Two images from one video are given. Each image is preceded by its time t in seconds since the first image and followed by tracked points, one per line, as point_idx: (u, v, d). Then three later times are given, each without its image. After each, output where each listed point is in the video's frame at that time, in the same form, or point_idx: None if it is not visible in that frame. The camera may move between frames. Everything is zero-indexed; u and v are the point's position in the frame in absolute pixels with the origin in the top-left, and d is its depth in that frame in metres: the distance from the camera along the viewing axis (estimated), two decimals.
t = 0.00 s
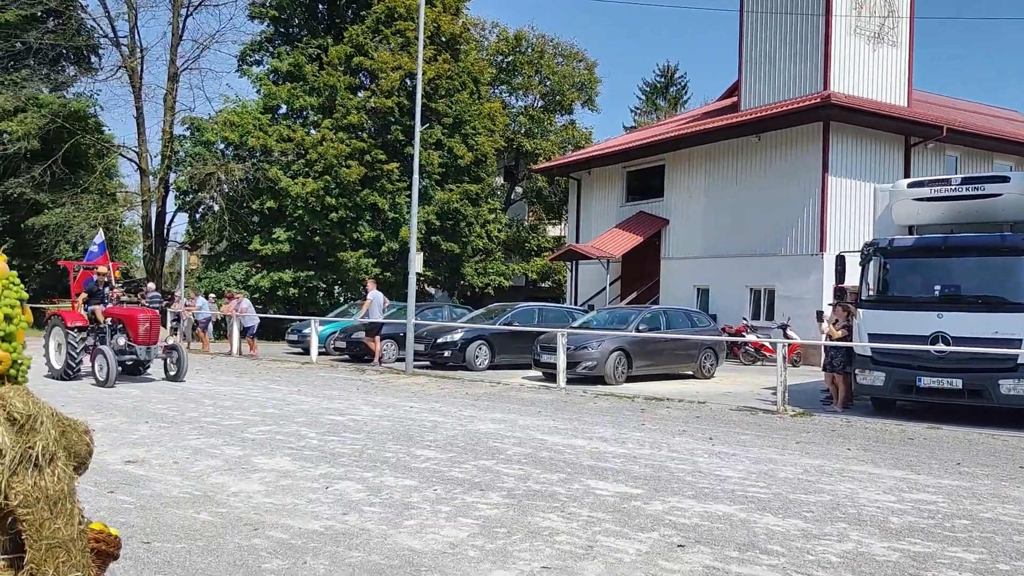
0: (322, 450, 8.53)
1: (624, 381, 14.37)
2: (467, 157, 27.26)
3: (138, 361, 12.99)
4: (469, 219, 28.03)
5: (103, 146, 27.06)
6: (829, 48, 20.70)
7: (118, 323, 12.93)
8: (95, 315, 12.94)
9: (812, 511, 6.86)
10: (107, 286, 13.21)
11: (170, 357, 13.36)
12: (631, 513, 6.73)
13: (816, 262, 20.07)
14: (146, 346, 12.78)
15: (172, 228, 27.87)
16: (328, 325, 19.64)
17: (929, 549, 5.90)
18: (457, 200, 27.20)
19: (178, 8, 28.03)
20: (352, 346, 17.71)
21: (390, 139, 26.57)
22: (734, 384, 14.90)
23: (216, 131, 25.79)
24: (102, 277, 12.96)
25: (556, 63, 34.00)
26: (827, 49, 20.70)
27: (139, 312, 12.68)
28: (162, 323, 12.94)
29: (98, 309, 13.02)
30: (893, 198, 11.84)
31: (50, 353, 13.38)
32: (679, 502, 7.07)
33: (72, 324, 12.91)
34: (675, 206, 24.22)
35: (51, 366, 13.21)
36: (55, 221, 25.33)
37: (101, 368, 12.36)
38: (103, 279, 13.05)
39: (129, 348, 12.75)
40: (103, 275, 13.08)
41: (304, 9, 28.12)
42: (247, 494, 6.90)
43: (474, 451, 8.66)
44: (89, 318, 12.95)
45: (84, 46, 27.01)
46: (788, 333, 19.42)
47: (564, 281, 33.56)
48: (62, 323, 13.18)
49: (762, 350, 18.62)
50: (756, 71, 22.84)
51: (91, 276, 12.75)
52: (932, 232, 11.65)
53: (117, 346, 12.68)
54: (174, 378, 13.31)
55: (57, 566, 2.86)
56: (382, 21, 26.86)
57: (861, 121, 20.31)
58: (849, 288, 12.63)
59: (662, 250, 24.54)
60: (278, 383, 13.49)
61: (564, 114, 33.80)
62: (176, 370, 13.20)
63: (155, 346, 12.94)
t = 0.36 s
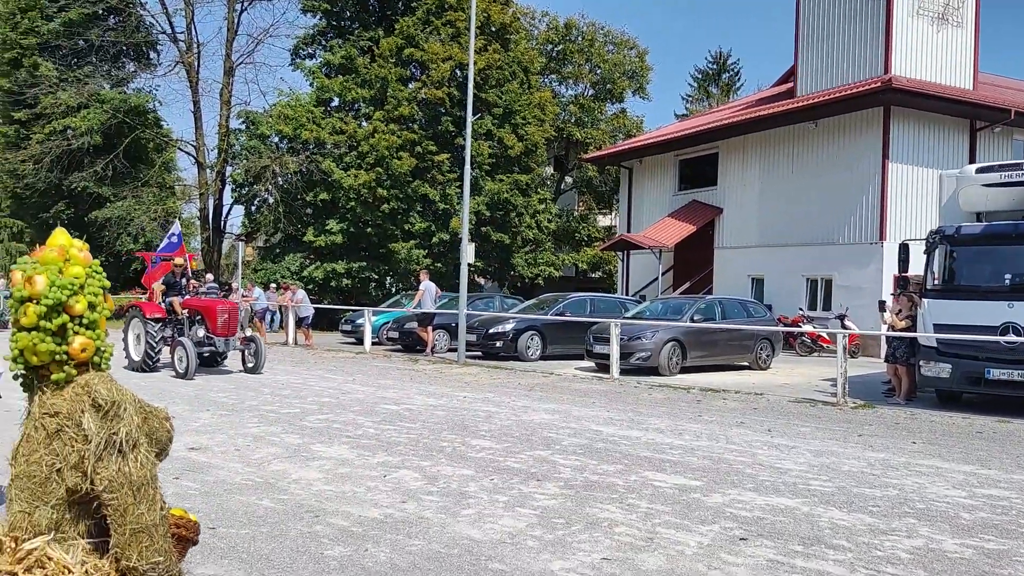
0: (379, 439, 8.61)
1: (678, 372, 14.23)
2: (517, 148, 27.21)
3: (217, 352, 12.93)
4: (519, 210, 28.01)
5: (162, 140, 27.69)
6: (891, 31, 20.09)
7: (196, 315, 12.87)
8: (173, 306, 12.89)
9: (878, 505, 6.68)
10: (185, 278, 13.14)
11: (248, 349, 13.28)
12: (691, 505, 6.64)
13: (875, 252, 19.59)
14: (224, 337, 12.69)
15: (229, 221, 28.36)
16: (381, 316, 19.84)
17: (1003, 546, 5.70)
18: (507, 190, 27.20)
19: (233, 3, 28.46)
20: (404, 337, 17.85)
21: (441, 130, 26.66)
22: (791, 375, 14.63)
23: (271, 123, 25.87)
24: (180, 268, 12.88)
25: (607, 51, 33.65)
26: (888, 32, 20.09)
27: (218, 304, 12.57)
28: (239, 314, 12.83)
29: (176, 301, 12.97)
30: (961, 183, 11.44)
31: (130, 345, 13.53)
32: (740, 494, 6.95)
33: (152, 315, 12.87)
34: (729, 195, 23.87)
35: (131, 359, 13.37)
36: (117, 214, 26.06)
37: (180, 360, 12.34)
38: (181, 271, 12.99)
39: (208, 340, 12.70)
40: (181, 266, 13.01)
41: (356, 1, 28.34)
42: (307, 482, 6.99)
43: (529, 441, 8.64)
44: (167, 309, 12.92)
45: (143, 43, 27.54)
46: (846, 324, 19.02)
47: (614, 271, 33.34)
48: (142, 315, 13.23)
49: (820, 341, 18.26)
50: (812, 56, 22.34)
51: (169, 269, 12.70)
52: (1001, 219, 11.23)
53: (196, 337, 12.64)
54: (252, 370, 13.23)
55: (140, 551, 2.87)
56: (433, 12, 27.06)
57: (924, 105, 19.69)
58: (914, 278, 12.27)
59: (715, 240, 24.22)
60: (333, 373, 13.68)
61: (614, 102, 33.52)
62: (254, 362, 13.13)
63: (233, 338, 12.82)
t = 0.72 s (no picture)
0: (426, 427, 8.67)
1: (725, 363, 14.08)
2: (560, 137, 27.12)
3: (284, 344, 12.81)
4: (563, 199, 27.93)
5: (210, 133, 28.18)
6: (946, 13, 19.47)
7: (264, 306, 12.77)
8: (239, 297, 12.75)
9: (935, 499, 6.52)
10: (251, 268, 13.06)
11: (315, 341, 13.14)
12: (741, 496, 6.56)
13: (929, 240, 19.11)
14: (292, 329, 12.56)
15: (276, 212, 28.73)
16: (425, 306, 19.98)
17: None
18: (550, 179, 27.12)
19: None
20: (448, 326, 17.94)
21: (484, 120, 26.70)
22: (841, 366, 14.37)
23: (317, 115, 26.18)
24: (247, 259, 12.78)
25: (652, 37, 33.27)
26: (943, 13, 19.47)
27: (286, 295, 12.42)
28: (307, 306, 12.67)
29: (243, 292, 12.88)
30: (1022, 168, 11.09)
31: (197, 337, 13.51)
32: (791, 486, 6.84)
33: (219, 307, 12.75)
34: (777, 182, 23.48)
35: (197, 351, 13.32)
36: (168, 206, 26.66)
37: (249, 351, 12.25)
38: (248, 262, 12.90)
39: (276, 331, 12.58)
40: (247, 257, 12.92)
41: None
42: (356, 469, 7.07)
43: (576, 431, 8.62)
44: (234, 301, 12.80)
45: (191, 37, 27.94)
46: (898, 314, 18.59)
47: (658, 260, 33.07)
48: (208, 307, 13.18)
49: (871, 331, 17.91)
50: (864, 39, 21.81)
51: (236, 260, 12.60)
52: None
53: (264, 328, 12.54)
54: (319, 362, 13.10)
55: (205, 537, 2.93)
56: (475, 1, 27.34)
57: (982, 88, 19.08)
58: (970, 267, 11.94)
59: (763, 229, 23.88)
60: (379, 362, 13.81)
61: (659, 90, 33.20)
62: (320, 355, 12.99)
63: (301, 330, 12.67)
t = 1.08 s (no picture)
0: (461, 419, 8.71)
1: (762, 355, 13.93)
2: (595, 128, 27.00)
3: (340, 338, 12.56)
4: (597, 189, 27.78)
5: (248, 127, 28.54)
6: None
7: (320, 299, 12.54)
8: (295, 290, 12.60)
9: (979, 495, 6.39)
10: (305, 261, 12.85)
11: (371, 334, 12.85)
12: (778, 491, 6.49)
13: (973, 230, 18.65)
14: (347, 323, 12.29)
15: (312, 204, 29.03)
16: (459, 298, 20.05)
17: None
18: (585, 170, 26.98)
19: None
20: (482, 318, 17.99)
21: (518, 111, 26.68)
22: (882, 359, 14.14)
23: (353, 109, 26.42)
24: (301, 252, 12.57)
25: (687, 26, 32.88)
26: None
27: (341, 288, 12.15)
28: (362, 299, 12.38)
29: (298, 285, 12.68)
30: None
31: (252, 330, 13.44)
32: (830, 481, 6.75)
33: (274, 300, 12.66)
34: (816, 173, 23.09)
35: (254, 345, 13.22)
36: (207, 199, 27.09)
37: (304, 345, 12.07)
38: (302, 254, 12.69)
39: (331, 326, 12.34)
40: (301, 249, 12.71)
41: None
42: (393, 460, 7.14)
43: (610, 424, 8.61)
44: (289, 293, 12.68)
45: (229, 31, 28.31)
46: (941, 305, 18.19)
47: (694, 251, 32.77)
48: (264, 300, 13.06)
49: (912, 323, 17.55)
50: (906, 25, 21.31)
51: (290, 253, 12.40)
52: None
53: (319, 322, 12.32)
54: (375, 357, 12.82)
55: (246, 528, 2.97)
56: None
57: None
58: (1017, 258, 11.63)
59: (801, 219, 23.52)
60: (414, 354, 13.90)
61: (695, 79, 32.83)
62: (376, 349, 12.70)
63: (357, 324, 12.40)
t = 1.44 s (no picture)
0: (485, 413, 8.74)
1: (789, 349, 13.81)
2: (620, 121, 26.83)
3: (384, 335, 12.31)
4: (622, 182, 27.62)
5: (274, 122, 28.77)
6: None
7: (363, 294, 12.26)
8: (336, 285, 12.32)
9: (1009, 492, 6.29)
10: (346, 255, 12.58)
11: (416, 331, 12.61)
12: (804, 486, 6.43)
13: (1005, 223, 18.31)
14: (392, 319, 12.01)
15: (337, 199, 29.19)
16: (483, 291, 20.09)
17: None
18: (609, 163, 26.85)
19: None
20: (507, 312, 18.00)
21: (542, 104, 26.64)
22: (911, 353, 13.94)
23: (377, 103, 26.55)
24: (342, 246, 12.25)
25: (713, 18, 32.56)
26: None
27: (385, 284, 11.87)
28: (406, 295, 12.09)
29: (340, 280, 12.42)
30: None
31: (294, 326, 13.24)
32: (857, 477, 6.68)
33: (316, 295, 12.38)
34: (843, 165, 22.78)
35: (295, 342, 12.98)
36: (235, 193, 27.36)
37: (348, 341, 11.80)
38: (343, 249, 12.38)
39: (375, 322, 12.07)
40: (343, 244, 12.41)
41: None
42: (417, 453, 7.18)
43: (634, 418, 8.59)
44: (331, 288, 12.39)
45: (255, 27, 28.54)
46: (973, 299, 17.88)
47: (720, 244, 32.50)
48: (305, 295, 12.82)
49: (942, 317, 17.24)
50: (936, 15, 20.94)
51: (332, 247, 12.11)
52: None
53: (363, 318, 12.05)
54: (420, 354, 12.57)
55: (270, 521, 3.00)
56: None
57: None
58: None
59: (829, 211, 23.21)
60: (439, 347, 13.94)
61: (721, 70, 32.54)
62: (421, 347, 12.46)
63: (401, 320, 12.10)
